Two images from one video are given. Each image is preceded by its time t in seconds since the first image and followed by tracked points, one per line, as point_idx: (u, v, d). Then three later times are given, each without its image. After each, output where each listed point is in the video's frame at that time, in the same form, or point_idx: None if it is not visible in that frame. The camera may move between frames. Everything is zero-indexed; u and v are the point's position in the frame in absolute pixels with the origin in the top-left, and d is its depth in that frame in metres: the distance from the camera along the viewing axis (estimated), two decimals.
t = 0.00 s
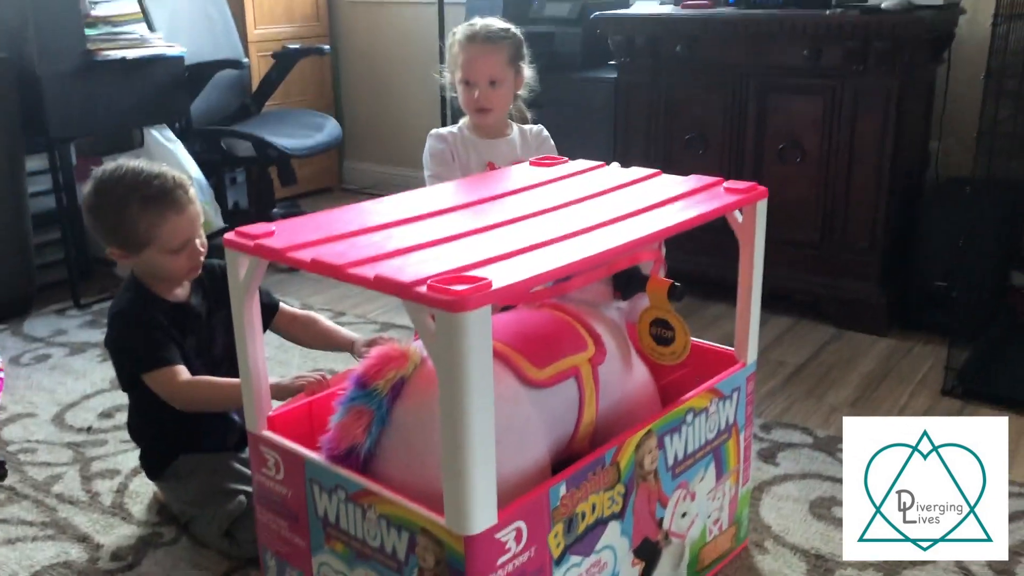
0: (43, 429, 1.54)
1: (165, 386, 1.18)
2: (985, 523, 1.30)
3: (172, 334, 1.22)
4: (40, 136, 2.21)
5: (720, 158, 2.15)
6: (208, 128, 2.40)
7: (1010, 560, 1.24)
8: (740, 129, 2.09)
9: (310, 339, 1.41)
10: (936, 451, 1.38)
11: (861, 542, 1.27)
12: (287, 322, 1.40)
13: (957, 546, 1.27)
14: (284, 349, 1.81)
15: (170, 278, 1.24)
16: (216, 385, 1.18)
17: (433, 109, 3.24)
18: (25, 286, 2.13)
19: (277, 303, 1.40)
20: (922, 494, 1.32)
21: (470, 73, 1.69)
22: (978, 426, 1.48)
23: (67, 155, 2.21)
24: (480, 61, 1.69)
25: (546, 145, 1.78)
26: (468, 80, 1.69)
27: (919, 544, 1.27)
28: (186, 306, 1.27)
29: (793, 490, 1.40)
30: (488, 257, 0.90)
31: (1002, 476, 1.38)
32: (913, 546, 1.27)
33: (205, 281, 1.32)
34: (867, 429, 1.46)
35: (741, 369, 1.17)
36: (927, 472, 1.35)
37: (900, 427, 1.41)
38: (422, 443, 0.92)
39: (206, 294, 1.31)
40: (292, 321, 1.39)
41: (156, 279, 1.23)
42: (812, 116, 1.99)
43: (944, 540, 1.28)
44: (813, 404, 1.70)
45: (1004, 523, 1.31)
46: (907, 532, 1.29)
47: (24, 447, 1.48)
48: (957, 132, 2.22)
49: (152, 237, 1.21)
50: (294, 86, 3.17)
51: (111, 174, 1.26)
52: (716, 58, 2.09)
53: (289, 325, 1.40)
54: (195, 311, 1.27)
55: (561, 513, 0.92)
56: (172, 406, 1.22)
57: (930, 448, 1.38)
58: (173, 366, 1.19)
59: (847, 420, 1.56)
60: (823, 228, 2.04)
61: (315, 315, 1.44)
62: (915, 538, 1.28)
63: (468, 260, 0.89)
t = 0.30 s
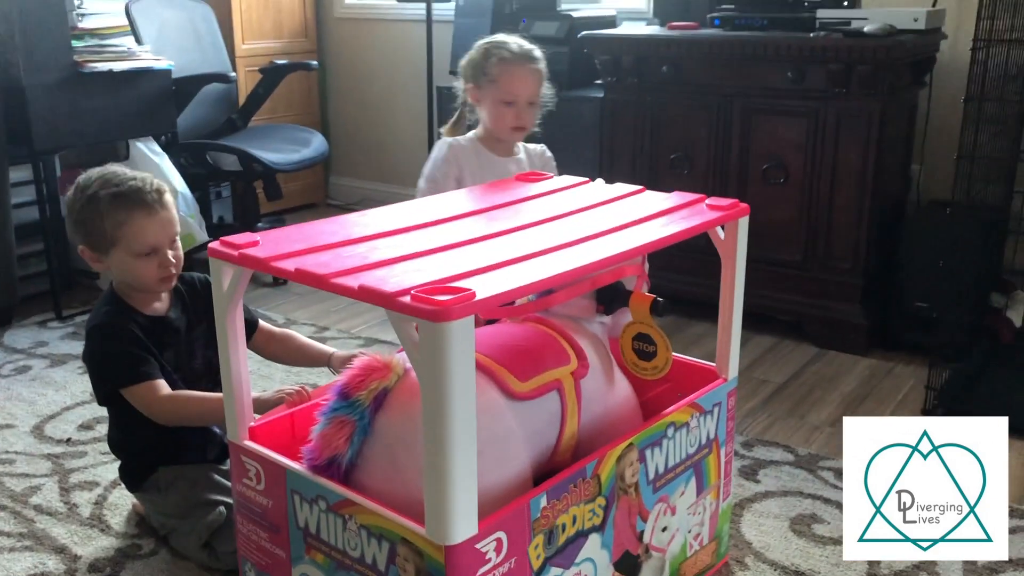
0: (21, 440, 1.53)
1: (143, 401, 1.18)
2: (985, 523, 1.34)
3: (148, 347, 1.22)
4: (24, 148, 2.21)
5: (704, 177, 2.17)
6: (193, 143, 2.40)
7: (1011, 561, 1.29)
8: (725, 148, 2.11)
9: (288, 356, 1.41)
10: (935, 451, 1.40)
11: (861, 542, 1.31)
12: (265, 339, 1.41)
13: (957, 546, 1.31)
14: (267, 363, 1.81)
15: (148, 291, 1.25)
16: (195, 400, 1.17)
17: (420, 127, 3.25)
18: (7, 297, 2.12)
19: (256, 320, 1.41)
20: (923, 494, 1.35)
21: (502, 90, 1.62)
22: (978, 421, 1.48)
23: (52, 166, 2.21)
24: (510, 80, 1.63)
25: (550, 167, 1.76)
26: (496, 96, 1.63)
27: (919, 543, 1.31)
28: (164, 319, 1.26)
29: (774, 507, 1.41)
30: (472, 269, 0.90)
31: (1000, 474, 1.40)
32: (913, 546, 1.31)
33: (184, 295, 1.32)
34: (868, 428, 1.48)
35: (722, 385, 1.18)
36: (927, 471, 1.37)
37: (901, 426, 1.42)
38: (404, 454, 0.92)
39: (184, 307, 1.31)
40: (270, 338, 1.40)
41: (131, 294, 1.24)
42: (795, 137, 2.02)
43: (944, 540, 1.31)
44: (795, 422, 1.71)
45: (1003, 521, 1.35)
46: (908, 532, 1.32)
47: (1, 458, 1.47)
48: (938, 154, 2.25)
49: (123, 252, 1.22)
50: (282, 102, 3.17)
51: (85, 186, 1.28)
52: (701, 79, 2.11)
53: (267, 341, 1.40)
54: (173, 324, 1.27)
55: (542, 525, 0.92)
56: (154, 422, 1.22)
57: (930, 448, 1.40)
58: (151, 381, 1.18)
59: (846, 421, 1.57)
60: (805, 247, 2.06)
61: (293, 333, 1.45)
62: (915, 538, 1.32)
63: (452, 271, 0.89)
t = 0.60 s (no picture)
0: (18, 432, 1.53)
1: (140, 395, 1.18)
2: (985, 523, 1.34)
3: (143, 347, 1.22)
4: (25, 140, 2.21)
5: (706, 179, 2.17)
6: (194, 139, 2.40)
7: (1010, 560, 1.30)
8: (727, 150, 2.12)
9: (285, 358, 1.42)
10: (936, 451, 1.40)
11: (861, 542, 1.31)
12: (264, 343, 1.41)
13: (957, 546, 1.31)
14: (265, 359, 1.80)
15: (150, 286, 1.26)
16: (189, 395, 1.17)
17: (422, 125, 3.25)
18: (7, 289, 2.12)
19: (254, 322, 1.41)
20: (922, 494, 1.35)
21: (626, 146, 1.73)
22: (979, 420, 1.49)
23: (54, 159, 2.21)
24: (636, 137, 1.75)
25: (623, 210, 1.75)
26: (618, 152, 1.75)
27: (919, 544, 1.32)
28: (161, 317, 1.26)
29: (771, 510, 1.41)
30: (473, 265, 0.90)
31: (999, 475, 1.41)
32: (913, 546, 1.31)
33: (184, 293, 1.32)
34: (867, 428, 1.49)
35: (722, 387, 1.18)
36: (927, 471, 1.38)
37: (900, 426, 1.42)
38: (401, 450, 0.92)
39: (183, 306, 1.31)
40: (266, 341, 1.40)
41: (132, 289, 1.25)
42: (798, 141, 2.02)
43: (944, 540, 1.32)
44: (793, 425, 1.71)
45: (1003, 522, 1.35)
46: (907, 532, 1.32)
47: None
48: (940, 160, 2.25)
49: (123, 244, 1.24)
50: (284, 98, 3.17)
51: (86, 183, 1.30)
52: (704, 81, 2.11)
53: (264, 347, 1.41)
54: (170, 323, 1.27)
55: (539, 524, 0.92)
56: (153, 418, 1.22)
57: (930, 448, 1.40)
58: (147, 376, 1.19)
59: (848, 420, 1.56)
60: (806, 252, 2.06)
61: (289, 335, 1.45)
62: (915, 538, 1.32)
63: (453, 268, 0.89)
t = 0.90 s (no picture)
0: (8, 433, 1.52)
1: (132, 400, 1.17)
2: (985, 523, 1.34)
3: (138, 349, 1.21)
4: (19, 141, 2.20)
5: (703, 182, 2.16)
6: (190, 140, 2.40)
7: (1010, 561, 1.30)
8: (724, 154, 2.11)
9: (278, 364, 1.41)
10: (936, 451, 1.39)
11: (861, 542, 1.31)
12: (257, 348, 1.40)
13: (956, 546, 1.31)
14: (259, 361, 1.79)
15: (147, 287, 1.25)
16: (181, 403, 1.16)
17: (420, 128, 3.25)
18: None
19: (248, 327, 1.39)
20: (922, 494, 1.34)
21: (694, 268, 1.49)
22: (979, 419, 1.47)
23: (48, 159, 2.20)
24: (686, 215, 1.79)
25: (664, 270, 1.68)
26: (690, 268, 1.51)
27: (919, 544, 1.31)
28: (158, 320, 1.26)
29: (766, 514, 1.40)
30: (465, 265, 0.89)
31: (999, 477, 1.39)
32: (913, 545, 1.31)
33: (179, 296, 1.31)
34: (866, 425, 1.45)
35: (717, 389, 1.17)
36: (927, 472, 1.37)
37: (900, 425, 1.40)
38: (393, 451, 0.91)
39: (180, 309, 1.30)
40: (261, 347, 1.39)
41: (133, 290, 1.24)
42: (795, 144, 2.01)
43: (944, 540, 1.32)
44: (789, 429, 1.70)
45: (1003, 522, 1.35)
46: (907, 532, 1.32)
47: None
48: (937, 165, 2.25)
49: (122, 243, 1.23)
50: (281, 101, 3.17)
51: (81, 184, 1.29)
52: (700, 85, 2.11)
53: (261, 355, 1.40)
54: (165, 325, 1.26)
55: (532, 526, 0.91)
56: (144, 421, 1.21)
57: (930, 448, 1.39)
58: (140, 380, 1.18)
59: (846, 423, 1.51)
60: (802, 256, 2.06)
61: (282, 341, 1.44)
62: (915, 538, 1.32)
63: (446, 267, 0.88)
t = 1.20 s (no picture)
0: None
1: (125, 396, 1.15)
2: (985, 523, 1.32)
3: (133, 344, 1.20)
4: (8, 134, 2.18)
5: (698, 174, 2.15)
6: (181, 133, 2.38)
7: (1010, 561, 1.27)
8: (719, 145, 2.10)
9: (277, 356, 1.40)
10: (935, 451, 1.37)
11: (861, 542, 1.29)
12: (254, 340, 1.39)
13: (957, 546, 1.29)
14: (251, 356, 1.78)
15: (144, 281, 1.24)
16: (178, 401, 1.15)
17: (414, 121, 3.23)
18: None
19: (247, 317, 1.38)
20: (922, 494, 1.32)
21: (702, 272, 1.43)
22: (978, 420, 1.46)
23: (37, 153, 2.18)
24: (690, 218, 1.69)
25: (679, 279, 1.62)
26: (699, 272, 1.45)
27: (919, 544, 1.29)
28: (154, 315, 1.24)
29: (763, 507, 1.38)
30: (457, 254, 0.88)
31: (1000, 475, 1.37)
32: (913, 545, 1.29)
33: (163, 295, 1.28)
34: (865, 425, 1.43)
35: (713, 380, 1.15)
36: (927, 472, 1.34)
37: (900, 425, 1.38)
38: (383, 444, 0.90)
39: (176, 305, 1.28)
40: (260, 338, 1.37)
41: (134, 281, 1.23)
42: (791, 135, 2.00)
43: (944, 540, 1.29)
44: (786, 422, 1.69)
45: (1004, 522, 1.32)
46: (907, 532, 1.30)
47: None
48: (934, 155, 2.24)
49: (123, 233, 1.22)
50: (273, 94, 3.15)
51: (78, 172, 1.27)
52: (695, 75, 2.09)
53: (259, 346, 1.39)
54: (161, 322, 1.25)
55: (526, 520, 0.90)
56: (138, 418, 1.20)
57: (930, 448, 1.37)
58: (134, 376, 1.16)
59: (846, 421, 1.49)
60: (799, 248, 2.04)
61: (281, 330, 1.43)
62: (915, 538, 1.29)
63: (437, 256, 0.87)
